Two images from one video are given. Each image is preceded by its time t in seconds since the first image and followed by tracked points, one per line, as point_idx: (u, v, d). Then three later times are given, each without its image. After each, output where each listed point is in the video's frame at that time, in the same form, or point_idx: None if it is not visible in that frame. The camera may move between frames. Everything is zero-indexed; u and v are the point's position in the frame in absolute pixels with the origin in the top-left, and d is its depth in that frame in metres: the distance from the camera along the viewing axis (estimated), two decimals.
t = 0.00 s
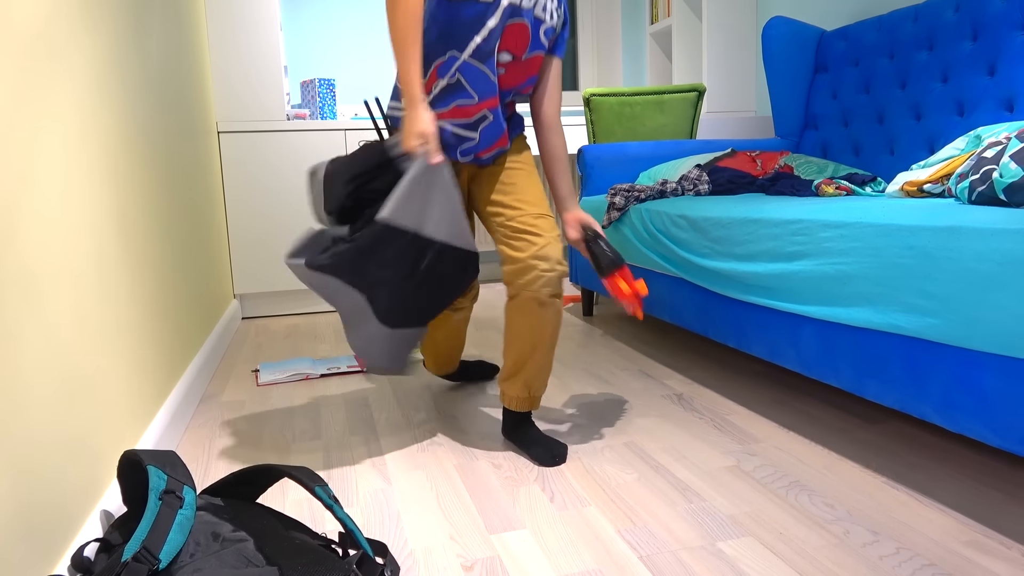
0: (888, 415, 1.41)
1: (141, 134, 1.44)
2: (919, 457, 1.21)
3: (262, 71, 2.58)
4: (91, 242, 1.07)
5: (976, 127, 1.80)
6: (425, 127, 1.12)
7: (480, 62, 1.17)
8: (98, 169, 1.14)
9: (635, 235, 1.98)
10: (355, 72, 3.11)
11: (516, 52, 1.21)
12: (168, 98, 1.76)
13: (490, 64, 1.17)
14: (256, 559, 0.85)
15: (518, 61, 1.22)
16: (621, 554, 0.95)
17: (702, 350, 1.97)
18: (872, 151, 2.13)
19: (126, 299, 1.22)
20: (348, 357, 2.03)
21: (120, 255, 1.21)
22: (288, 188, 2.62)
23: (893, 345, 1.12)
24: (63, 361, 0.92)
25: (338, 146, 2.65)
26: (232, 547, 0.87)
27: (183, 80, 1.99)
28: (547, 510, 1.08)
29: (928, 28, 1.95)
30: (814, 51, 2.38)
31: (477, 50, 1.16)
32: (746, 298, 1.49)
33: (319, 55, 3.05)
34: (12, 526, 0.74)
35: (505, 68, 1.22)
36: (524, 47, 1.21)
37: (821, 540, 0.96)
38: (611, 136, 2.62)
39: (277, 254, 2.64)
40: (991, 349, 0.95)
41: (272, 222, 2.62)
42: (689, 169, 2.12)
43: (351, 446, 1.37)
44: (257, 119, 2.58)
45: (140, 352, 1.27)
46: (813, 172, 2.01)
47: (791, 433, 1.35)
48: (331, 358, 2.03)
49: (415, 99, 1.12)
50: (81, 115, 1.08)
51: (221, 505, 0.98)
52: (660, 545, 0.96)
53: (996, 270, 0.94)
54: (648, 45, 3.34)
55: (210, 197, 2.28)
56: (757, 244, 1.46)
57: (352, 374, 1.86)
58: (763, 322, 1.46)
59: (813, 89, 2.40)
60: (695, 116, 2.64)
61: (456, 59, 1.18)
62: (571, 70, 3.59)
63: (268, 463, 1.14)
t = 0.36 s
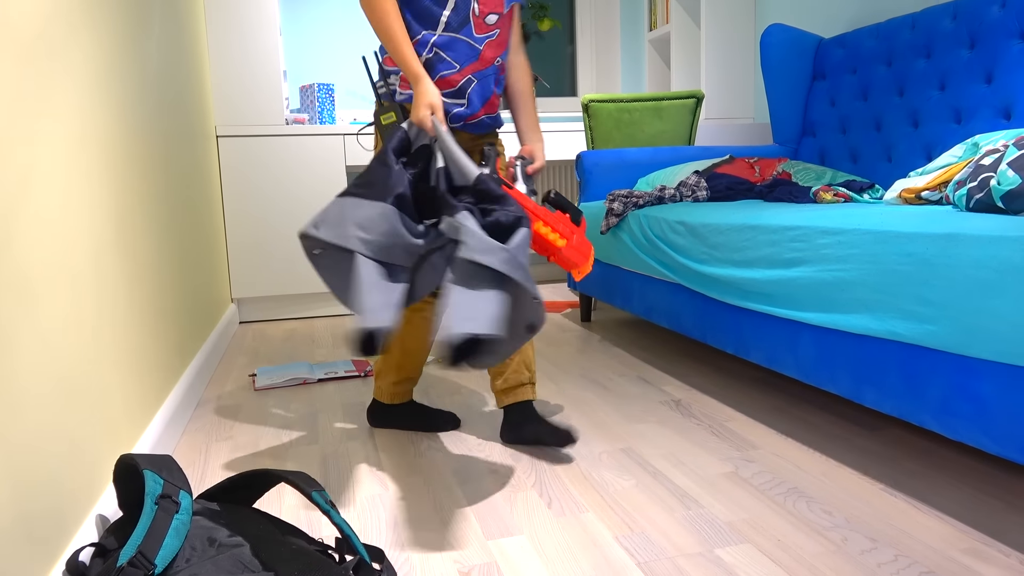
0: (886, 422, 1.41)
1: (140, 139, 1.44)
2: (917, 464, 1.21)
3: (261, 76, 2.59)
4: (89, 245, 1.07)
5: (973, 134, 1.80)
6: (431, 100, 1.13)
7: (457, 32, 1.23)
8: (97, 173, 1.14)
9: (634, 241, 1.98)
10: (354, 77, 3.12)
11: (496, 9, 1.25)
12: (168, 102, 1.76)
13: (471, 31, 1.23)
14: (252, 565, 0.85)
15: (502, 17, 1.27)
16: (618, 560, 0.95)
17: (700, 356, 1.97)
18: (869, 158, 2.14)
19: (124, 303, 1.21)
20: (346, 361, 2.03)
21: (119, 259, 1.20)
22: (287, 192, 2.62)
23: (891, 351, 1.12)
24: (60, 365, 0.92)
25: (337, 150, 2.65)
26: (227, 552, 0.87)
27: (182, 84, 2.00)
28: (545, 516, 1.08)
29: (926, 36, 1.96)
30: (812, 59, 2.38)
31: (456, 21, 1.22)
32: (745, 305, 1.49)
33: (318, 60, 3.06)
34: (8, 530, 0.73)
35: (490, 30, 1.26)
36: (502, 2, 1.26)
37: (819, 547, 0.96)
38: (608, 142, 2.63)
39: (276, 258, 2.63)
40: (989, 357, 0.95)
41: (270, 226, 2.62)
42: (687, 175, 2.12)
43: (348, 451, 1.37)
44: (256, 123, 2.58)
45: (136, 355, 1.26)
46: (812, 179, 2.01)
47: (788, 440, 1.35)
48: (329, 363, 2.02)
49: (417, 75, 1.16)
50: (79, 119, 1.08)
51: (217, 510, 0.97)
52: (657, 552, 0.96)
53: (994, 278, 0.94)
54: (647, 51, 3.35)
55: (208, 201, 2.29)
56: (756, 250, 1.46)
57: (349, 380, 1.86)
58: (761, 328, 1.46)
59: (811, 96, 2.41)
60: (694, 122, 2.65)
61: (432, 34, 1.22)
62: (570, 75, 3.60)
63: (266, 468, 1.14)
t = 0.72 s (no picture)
0: (885, 424, 1.41)
1: (139, 142, 1.44)
2: (916, 466, 1.21)
3: (260, 79, 2.59)
4: (87, 247, 1.06)
5: (971, 137, 1.81)
6: (517, 60, 1.24)
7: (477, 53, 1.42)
8: (95, 175, 1.13)
9: (632, 243, 1.98)
10: (353, 80, 3.12)
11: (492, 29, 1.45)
12: (166, 104, 1.76)
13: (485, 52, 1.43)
14: (250, 568, 0.84)
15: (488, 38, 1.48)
16: (617, 563, 0.94)
17: (698, 359, 1.97)
18: (868, 160, 2.14)
19: (122, 305, 1.21)
20: (344, 364, 2.03)
21: (116, 261, 1.20)
22: (286, 195, 2.62)
23: (890, 354, 1.12)
24: (58, 366, 0.91)
25: (335, 153, 2.65)
26: (225, 555, 0.86)
27: (181, 87, 2.00)
28: (543, 519, 1.07)
29: (924, 39, 1.96)
30: (810, 62, 2.39)
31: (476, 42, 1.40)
32: (743, 307, 1.49)
33: (317, 63, 3.06)
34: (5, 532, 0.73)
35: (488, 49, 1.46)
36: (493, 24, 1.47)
37: (818, 549, 0.96)
38: (607, 144, 2.63)
39: (274, 261, 2.63)
40: (987, 359, 0.95)
41: (268, 230, 2.61)
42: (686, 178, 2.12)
43: (346, 454, 1.37)
44: (255, 127, 2.59)
45: (134, 357, 1.26)
46: (810, 182, 2.01)
47: (787, 442, 1.35)
48: (327, 365, 2.03)
49: (486, 38, 1.26)
50: (78, 121, 1.08)
51: (214, 513, 0.97)
52: (656, 554, 0.96)
53: (991, 279, 0.94)
54: (645, 54, 3.35)
55: (206, 203, 2.28)
56: (754, 253, 1.46)
57: (348, 382, 1.86)
58: (759, 331, 1.46)
59: (809, 99, 2.41)
60: (692, 125, 2.65)
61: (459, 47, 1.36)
62: (568, 78, 3.60)
63: (263, 471, 1.14)
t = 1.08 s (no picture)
0: (883, 422, 1.41)
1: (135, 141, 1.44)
2: (914, 463, 1.21)
3: (257, 78, 2.58)
4: (84, 247, 1.06)
5: (969, 134, 1.81)
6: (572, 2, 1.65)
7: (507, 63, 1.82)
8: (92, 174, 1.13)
9: (630, 241, 1.98)
10: (350, 79, 3.12)
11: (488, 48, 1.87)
12: (163, 103, 1.76)
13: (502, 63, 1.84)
14: (248, 567, 0.84)
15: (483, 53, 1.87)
16: (616, 561, 0.94)
17: (697, 357, 1.97)
18: (865, 158, 2.14)
19: (119, 304, 1.21)
20: (343, 362, 2.03)
21: (113, 260, 1.20)
22: (284, 194, 2.62)
23: (889, 351, 1.12)
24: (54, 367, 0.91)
25: (333, 151, 2.64)
26: (223, 555, 0.86)
27: (179, 86, 1.99)
28: (542, 517, 1.07)
29: (922, 37, 1.96)
30: (808, 60, 2.39)
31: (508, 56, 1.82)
32: (742, 305, 1.49)
33: (314, 61, 3.05)
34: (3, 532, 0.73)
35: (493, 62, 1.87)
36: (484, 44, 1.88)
37: (817, 547, 0.96)
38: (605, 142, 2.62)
39: (272, 259, 2.63)
40: (986, 356, 0.95)
41: (266, 229, 2.61)
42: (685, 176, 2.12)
43: (345, 452, 1.37)
44: (253, 126, 2.58)
45: (132, 355, 1.26)
46: (808, 179, 2.01)
47: (786, 440, 1.35)
48: (326, 364, 2.03)
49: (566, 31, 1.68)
50: (74, 120, 1.08)
51: (213, 512, 0.97)
52: (655, 553, 0.96)
53: (989, 277, 0.94)
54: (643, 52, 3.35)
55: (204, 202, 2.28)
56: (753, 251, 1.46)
57: (347, 381, 1.86)
58: (758, 328, 1.46)
59: (808, 96, 2.41)
60: (690, 124, 2.64)
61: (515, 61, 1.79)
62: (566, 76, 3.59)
63: (262, 470, 1.14)
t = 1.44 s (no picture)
0: (882, 423, 1.41)
1: (134, 141, 1.44)
2: (913, 464, 1.21)
3: (257, 78, 2.58)
4: (83, 248, 1.06)
5: (967, 135, 1.81)
6: None
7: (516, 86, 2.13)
8: (92, 174, 1.13)
9: (629, 242, 1.98)
10: (349, 79, 3.12)
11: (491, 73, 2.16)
12: (163, 103, 1.76)
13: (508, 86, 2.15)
14: (247, 567, 0.84)
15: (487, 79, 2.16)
16: (615, 561, 0.94)
17: (696, 357, 1.97)
18: (864, 158, 2.14)
19: (119, 304, 1.21)
20: (342, 363, 2.03)
21: (112, 261, 1.20)
22: (284, 195, 2.62)
23: (887, 352, 1.12)
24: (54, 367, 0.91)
25: (333, 152, 2.64)
26: (222, 555, 0.86)
27: (178, 86, 2.00)
28: (542, 517, 1.08)
29: (920, 37, 1.96)
30: (806, 60, 2.39)
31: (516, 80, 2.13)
32: (740, 306, 1.49)
33: (314, 62, 3.05)
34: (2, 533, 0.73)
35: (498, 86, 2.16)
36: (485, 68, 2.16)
37: (816, 547, 0.96)
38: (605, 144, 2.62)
39: (272, 260, 2.63)
40: (984, 357, 0.95)
41: (266, 229, 2.61)
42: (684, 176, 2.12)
43: (344, 453, 1.37)
44: (252, 126, 2.58)
45: (132, 355, 1.27)
46: (807, 180, 2.01)
47: (785, 440, 1.35)
48: (325, 365, 2.03)
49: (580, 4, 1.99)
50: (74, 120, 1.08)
51: (212, 512, 0.97)
52: (654, 553, 0.96)
53: (988, 277, 0.95)
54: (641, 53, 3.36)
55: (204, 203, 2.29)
56: (751, 251, 1.46)
57: (346, 382, 1.86)
58: (757, 329, 1.46)
59: (806, 96, 2.41)
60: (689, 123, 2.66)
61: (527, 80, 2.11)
62: (565, 76, 3.58)
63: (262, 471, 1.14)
